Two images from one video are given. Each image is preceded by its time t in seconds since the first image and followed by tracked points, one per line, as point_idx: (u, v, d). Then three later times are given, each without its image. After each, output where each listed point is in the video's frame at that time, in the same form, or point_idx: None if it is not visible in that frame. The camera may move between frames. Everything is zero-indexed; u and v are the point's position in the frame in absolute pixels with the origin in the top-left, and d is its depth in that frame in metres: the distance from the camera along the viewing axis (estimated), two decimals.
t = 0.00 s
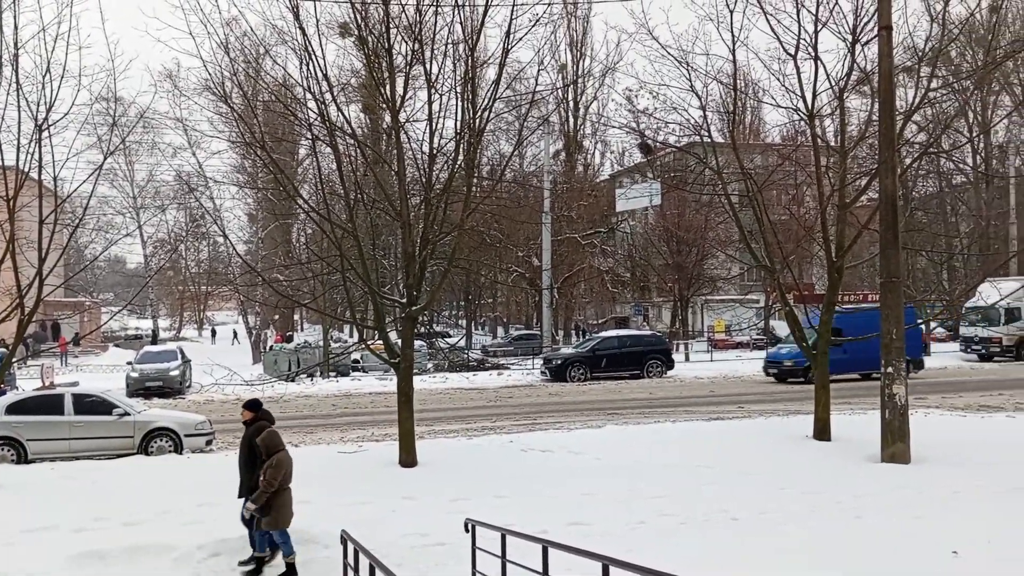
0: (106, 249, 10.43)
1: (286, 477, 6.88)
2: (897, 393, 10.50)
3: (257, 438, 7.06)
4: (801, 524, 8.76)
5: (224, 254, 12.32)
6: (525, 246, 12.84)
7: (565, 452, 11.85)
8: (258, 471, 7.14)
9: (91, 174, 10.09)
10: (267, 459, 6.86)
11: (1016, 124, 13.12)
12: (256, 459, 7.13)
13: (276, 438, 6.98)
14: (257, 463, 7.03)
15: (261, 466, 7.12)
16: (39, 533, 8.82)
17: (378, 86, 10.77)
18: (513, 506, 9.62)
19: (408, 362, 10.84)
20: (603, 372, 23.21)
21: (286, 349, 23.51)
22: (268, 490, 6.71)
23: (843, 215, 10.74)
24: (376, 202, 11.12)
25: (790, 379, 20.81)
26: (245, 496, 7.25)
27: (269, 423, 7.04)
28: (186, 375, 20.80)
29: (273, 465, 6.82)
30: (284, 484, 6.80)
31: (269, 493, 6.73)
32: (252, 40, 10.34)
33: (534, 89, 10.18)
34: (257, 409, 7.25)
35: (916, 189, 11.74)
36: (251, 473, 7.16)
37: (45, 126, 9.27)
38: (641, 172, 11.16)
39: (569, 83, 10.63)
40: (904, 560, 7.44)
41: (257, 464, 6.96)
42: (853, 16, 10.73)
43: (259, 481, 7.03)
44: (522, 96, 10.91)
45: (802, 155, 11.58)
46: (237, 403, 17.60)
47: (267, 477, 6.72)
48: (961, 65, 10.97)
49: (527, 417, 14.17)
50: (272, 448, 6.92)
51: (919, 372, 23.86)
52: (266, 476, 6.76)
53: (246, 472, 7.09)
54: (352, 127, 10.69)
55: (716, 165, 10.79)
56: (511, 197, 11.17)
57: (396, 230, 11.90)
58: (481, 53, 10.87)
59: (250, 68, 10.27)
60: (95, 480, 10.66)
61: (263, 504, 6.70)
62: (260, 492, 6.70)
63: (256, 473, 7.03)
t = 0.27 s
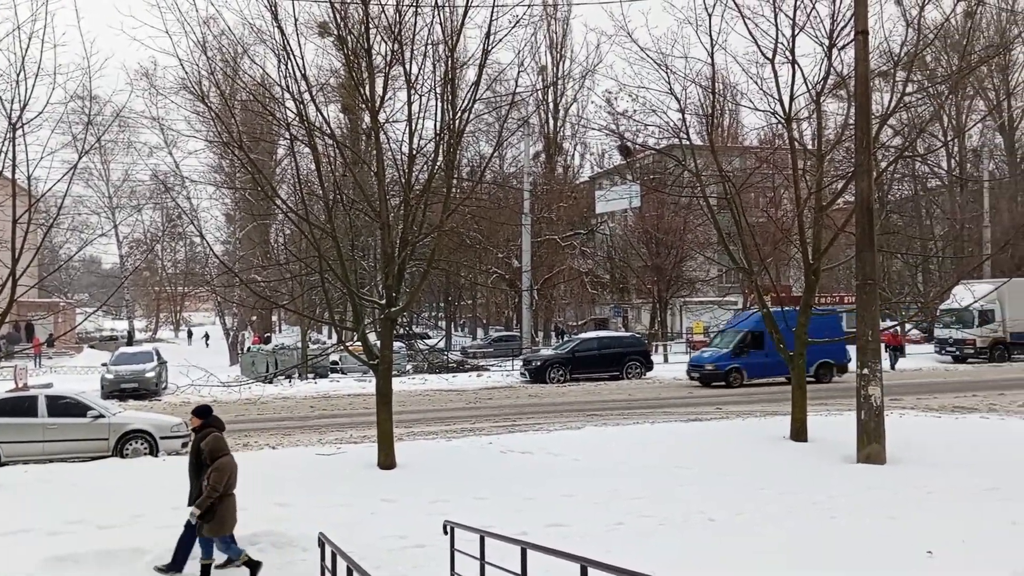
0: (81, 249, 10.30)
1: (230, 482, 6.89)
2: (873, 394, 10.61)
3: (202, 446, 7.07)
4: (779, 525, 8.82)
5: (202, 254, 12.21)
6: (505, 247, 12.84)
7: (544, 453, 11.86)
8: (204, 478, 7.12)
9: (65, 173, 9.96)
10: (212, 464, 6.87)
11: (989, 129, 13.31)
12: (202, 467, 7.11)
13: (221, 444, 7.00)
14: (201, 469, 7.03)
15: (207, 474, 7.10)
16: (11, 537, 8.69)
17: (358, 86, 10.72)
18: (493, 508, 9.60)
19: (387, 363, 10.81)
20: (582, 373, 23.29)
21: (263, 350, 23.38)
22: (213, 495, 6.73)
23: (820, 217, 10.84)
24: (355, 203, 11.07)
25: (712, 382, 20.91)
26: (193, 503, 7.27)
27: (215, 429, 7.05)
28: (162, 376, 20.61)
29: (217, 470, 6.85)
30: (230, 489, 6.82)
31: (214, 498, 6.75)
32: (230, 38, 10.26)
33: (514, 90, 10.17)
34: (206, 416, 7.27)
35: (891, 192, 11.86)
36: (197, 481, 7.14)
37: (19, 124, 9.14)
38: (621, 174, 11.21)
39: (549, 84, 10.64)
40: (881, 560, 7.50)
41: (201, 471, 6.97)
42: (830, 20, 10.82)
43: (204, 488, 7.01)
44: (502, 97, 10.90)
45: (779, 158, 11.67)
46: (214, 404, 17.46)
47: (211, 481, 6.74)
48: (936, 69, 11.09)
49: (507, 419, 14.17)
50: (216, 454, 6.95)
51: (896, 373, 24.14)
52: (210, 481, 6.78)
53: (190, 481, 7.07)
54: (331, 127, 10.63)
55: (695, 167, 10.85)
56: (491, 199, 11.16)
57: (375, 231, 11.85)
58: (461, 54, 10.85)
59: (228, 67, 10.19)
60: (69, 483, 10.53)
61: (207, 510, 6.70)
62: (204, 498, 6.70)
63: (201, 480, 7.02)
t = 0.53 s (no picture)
0: (56, 251, 10.16)
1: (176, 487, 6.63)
2: (848, 397, 10.70)
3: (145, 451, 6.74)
4: (758, 527, 8.86)
5: (179, 257, 12.11)
6: (485, 251, 12.84)
7: (524, 456, 11.86)
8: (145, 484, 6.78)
9: (40, 174, 9.82)
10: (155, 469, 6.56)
11: (962, 136, 13.50)
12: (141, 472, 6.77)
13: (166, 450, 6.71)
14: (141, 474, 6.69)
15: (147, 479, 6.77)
16: None
17: (338, 88, 10.67)
18: (471, 512, 9.56)
19: (366, 366, 10.77)
20: (560, 377, 23.32)
21: (241, 355, 23.24)
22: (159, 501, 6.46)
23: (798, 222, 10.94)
24: (335, 206, 11.02)
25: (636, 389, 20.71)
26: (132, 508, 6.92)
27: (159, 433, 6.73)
28: (137, 381, 20.41)
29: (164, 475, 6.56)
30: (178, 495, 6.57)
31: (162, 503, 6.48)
32: (208, 39, 10.18)
33: (494, 93, 10.18)
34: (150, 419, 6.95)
35: (867, 197, 11.99)
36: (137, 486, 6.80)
37: None
38: (601, 178, 11.26)
39: (529, 88, 10.66)
40: (858, 562, 7.56)
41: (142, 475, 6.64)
42: (808, 27, 10.91)
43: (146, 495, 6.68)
44: (482, 101, 10.90)
45: (757, 163, 11.77)
46: (190, 409, 17.32)
47: (159, 486, 6.49)
48: (912, 76, 11.22)
49: (487, 422, 14.16)
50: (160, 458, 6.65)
51: (872, 376, 24.42)
52: (155, 489, 6.50)
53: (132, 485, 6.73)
54: (310, 130, 10.58)
55: (674, 171, 10.91)
56: (471, 202, 11.16)
57: (354, 234, 11.80)
58: (441, 56, 10.84)
59: (207, 68, 10.10)
60: (43, 489, 10.37)
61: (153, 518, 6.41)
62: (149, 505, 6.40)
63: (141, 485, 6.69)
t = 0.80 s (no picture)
0: (23, 252, 9.98)
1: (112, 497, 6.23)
2: (819, 398, 10.82)
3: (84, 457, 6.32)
4: (730, 528, 8.92)
5: (151, 259, 11.96)
6: (460, 252, 12.83)
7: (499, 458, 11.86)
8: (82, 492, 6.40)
9: (6, 173, 9.64)
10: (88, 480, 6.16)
11: (932, 140, 13.69)
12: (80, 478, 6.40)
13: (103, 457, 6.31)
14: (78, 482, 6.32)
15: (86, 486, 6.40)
16: None
17: (312, 89, 10.60)
18: (446, 514, 9.53)
19: (340, 369, 10.72)
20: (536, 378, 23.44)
21: (214, 357, 23.03)
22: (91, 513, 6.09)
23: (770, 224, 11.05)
24: (309, 207, 10.95)
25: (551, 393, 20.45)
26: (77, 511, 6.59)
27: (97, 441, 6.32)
28: (108, 383, 20.14)
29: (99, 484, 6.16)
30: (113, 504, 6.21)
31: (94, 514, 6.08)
32: (180, 38, 10.06)
33: (470, 95, 10.17)
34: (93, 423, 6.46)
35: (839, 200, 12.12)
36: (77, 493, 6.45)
37: None
38: (576, 180, 11.29)
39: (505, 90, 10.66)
40: (828, 562, 7.63)
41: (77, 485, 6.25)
42: (781, 31, 10.99)
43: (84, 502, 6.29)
44: (457, 102, 10.87)
45: (732, 166, 11.86)
46: (161, 412, 17.13)
47: (91, 498, 6.12)
48: (883, 81, 11.35)
49: (462, 424, 14.15)
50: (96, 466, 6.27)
51: (846, 377, 24.70)
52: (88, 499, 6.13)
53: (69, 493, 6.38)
54: (284, 130, 10.50)
55: (649, 174, 10.97)
56: (446, 204, 11.14)
57: (329, 235, 11.73)
58: (416, 57, 10.80)
59: (179, 67, 9.98)
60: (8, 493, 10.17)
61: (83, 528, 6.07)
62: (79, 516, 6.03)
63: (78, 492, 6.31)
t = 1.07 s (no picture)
0: None
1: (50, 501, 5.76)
2: (792, 398, 10.95)
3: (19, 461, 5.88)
4: (704, 528, 8.96)
5: (121, 259, 11.79)
6: (436, 253, 12.79)
7: (474, 459, 11.85)
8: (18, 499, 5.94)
9: None
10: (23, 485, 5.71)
11: (903, 143, 13.86)
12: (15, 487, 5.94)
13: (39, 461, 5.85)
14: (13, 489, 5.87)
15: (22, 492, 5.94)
16: None
17: (286, 88, 10.52)
18: (421, 516, 9.50)
19: (314, 370, 10.66)
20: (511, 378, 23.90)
21: (186, 358, 22.79)
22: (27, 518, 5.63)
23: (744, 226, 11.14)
24: (283, 207, 10.86)
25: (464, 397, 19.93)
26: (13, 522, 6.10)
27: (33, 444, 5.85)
28: (78, 385, 19.84)
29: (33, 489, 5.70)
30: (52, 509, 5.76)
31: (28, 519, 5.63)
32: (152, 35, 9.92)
33: (446, 96, 10.15)
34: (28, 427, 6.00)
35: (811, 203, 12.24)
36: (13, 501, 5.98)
37: None
38: (552, 181, 11.32)
39: (481, 91, 10.64)
40: (800, 561, 7.69)
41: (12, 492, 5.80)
42: (755, 34, 11.07)
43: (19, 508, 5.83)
44: (433, 102, 10.83)
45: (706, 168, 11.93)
46: (132, 414, 16.91)
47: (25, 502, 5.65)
48: (855, 85, 11.47)
49: (437, 425, 14.13)
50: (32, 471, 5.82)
51: (819, 378, 24.98)
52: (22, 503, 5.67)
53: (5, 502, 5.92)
54: (258, 129, 10.40)
55: (624, 175, 11.00)
56: (422, 204, 11.10)
57: (304, 235, 11.64)
58: (392, 57, 10.75)
59: (151, 64, 9.85)
60: None
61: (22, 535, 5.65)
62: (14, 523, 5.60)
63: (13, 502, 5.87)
